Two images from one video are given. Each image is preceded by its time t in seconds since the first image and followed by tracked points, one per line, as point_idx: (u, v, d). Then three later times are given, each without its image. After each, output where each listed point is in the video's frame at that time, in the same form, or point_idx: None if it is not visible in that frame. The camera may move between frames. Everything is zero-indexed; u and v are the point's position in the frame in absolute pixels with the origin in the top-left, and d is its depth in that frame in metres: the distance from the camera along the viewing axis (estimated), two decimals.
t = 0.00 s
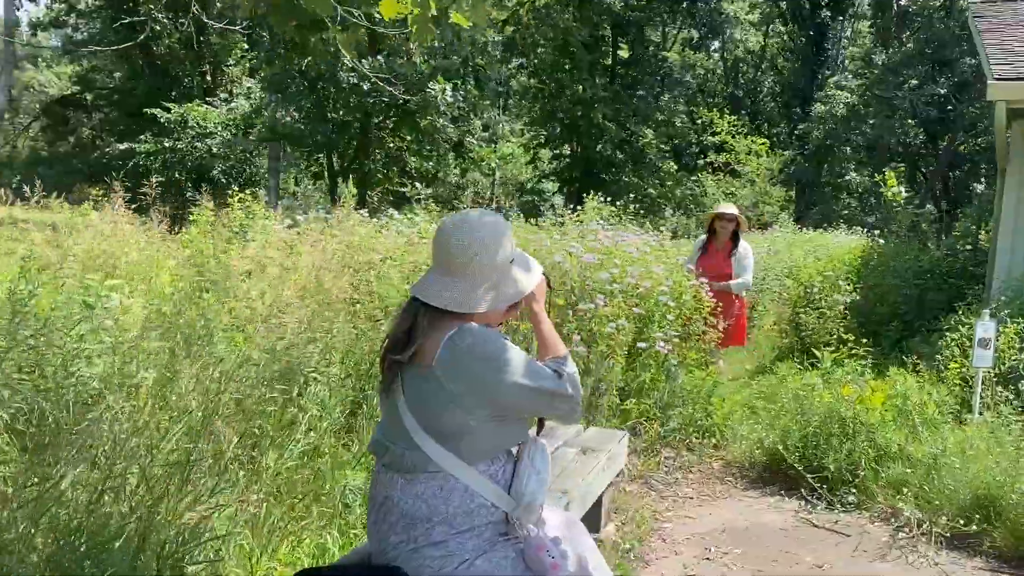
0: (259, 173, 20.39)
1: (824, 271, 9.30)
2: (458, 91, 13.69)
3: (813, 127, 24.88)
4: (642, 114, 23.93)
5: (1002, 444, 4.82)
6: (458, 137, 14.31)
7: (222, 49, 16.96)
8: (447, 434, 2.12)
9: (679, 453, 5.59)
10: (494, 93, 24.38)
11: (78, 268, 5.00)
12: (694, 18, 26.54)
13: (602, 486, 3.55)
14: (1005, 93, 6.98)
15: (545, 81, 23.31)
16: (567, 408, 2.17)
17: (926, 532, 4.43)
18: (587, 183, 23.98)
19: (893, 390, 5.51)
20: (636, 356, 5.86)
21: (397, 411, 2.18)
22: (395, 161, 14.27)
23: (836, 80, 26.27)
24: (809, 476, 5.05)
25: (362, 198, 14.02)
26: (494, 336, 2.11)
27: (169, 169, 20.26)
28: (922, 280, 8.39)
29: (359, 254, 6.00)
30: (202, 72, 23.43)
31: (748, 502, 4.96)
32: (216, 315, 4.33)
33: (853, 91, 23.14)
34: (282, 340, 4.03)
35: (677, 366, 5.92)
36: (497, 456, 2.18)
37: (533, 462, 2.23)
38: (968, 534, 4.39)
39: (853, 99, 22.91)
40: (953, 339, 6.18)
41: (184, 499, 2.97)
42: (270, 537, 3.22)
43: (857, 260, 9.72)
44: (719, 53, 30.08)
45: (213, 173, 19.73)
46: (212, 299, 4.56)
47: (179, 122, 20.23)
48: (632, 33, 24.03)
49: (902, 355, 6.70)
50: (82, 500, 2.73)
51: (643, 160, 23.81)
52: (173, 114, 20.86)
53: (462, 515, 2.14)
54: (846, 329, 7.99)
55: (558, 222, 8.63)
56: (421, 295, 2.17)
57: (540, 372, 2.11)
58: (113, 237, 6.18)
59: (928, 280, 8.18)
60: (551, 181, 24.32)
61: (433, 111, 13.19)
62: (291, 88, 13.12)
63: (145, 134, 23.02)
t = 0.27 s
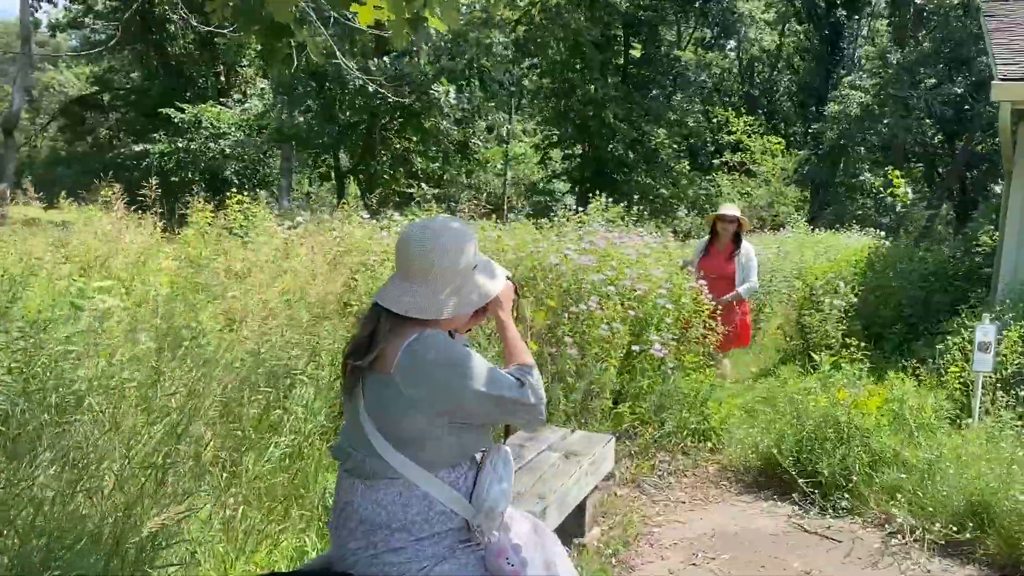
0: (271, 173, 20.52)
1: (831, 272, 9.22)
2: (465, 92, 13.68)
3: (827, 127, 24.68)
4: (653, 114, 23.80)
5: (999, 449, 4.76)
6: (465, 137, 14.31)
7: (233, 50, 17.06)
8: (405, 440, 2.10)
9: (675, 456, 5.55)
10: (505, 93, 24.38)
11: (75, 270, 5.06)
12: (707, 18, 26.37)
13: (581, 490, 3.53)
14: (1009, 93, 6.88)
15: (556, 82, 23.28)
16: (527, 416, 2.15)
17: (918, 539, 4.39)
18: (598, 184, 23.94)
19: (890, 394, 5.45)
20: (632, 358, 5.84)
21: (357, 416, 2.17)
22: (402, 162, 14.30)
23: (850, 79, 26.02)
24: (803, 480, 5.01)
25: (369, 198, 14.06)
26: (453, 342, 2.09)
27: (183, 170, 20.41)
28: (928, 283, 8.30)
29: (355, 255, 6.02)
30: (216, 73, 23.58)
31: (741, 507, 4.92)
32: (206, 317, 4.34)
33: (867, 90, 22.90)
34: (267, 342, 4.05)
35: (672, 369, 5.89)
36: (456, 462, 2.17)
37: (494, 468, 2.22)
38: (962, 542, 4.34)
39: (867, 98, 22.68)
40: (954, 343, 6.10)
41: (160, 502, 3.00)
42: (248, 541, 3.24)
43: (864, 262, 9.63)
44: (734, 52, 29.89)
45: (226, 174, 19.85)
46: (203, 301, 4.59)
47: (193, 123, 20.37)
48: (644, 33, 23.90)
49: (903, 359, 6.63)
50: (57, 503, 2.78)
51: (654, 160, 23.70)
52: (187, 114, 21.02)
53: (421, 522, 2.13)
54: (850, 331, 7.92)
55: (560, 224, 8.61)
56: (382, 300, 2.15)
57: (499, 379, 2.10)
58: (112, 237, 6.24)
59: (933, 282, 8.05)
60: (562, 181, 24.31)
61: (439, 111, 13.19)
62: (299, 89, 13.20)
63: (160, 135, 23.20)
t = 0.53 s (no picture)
0: (284, 175, 20.63)
1: (840, 274, 9.14)
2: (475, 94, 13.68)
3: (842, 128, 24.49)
4: (666, 115, 23.70)
5: (1004, 455, 4.70)
6: (475, 138, 14.32)
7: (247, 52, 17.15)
8: (381, 444, 2.09)
9: (678, 460, 5.52)
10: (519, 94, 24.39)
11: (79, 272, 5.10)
12: (721, 19, 26.26)
13: (575, 493, 3.51)
14: (1018, 95, 6.79)
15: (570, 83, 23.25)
16: (505, 421, 2.14)
17: (921, 545, 4.34)
18: (611, 185, 23.90)
19: (895, 399, 5.40)
20: (635, 360, 5.83)
21: (335, 419, 2.16)
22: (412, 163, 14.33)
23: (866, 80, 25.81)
24: (805, 486, 4.96)
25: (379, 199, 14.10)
26: (430, 347, 2.07)
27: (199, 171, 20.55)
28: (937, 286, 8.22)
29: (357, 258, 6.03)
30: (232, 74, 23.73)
31: (742, 512, 4.88)
32: (205, 317, 4.38)
33: (883, 91, 22.70)
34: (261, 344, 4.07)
35: (675, 373, 5.86)
36: (433, 467, 2.15)
37: (473, 474, 2.22)
38: (965, 549, 4.27)
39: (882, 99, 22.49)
40: (962, 347, 6.04)
41: (147, 504, 3.01)
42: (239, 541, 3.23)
43: (874, 264, 9.55)
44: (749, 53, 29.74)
45: (241, 175, 19.96)
46: (203, 302, 4.63)
47: (208, 124, 20.50)
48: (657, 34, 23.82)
49: (911, 363, 6.57)
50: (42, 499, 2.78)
51: (669, 161, 23.63)
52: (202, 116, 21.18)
53: (397, 527, 2.12)
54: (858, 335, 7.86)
55: (568, 226, 8.60)
56: (360, 304, 2.13)
57: (476, 384, 2.08)
58: (119, 237, 6.30)
59: (943, 285, 7.97)
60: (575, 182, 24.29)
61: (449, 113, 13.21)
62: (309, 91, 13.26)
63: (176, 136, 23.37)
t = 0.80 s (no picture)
0: (299, 177, 20.74)
1: (853, 276, 9.05)
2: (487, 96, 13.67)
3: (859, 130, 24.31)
4: (681, 117, 23.60)
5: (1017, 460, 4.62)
6: (487, 139, 14.32)
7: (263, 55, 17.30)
8: (367, 448, 2.07)
9: (685, 464, 5.46)
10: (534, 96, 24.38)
11: (91, 274, 5.16)
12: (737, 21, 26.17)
13: (574, 498, 3.48)
14: None
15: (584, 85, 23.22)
16: (493, 425, 2.11)
17: (930, 552, 4.27)
18: (625, 187, 23.84)
19: (906, 404, 5.34)
20: (643, 362, 5.77)
21: (321, 423, 2.14)
22: (424, 165, 14.35)
23: (883, 82, 25.62)
24: (813, 491, 4.89)
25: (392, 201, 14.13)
26: (416, 350, 2.05)
27: (217, 173, 20.70)
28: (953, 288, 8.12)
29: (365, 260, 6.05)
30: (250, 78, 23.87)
31: (749, 517, 4.82)
32: (207, 314, 4.37)
33: (900, 92, 22.53)
34: (264, 343, 4.07)
35: (682, 376, 5.79)
36: (420, 471, 2.14)
37: (461, 477, 2.20)
38: (974, 558, 4.19)
39: (899, 100, 22.30)
40: (977, 351, 5.96)
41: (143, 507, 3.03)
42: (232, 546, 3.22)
43: (889, 265, 9.45)
44: (766, 55, 29.67)
45: (258, 178, 20.09)
46: (208, 299, 4.62)
47: (226, 127, 20.67)
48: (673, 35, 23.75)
49: (924, 368, 6.49)
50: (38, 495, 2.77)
51: (685, 164, 23.58)
52: (219, 118, 21.32)
53: (385, 531, 2.10)
54: (872, 339, 7.79)
55: (580, 228, 8.60)
56: (348, 304, 2.11)
57: (464, 388, 2.06)
58: (129, 237, 6.33)
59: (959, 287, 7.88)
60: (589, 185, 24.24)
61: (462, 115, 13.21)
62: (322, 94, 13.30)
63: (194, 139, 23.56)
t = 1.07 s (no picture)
0: (311, 176, 20.73)
1: (866, 276, 8.87)
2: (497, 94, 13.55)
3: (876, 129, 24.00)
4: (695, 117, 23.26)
5: None
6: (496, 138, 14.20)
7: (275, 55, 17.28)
8: (333, 454, 1.96)
9: (690, 468, 5.32)
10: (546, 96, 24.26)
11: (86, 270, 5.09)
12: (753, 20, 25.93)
13: (568, 504, 3.34)
14: None
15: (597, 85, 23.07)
16: (468, 430, 1.99)
17: (942, 563, 4.11)
18: (638, 187, 23.68)
19: (919, 408, 5.16)
20: (647, 364, 5.62)
21: (286, 427, 2.02)
22: (433, 164, 14.26)
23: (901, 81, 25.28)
24: (820, 498, 4.74)
25: (401, 200, 14.06)
26: (384, 352, 1.93)
27: (230, 173, 20.69)
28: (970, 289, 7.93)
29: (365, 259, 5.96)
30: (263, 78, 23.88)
31: (754, 525, 4.68)
32: (197, 311, 4.27)
33: (918, 91, 22.18)
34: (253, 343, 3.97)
35: (688, 379, 5.64)
36: (392, 479, 2.02)
37: (436, 485, 2.08)
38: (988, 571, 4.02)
39: (917, 100, 21.96)
40: (993, 354, 5.78)
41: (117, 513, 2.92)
42: (208, 555, 3.13)
43: (904, 265, 9.27)
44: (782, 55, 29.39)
45: (271, 177, 20.01)
46: (199, 296, 4.53)
47: (239, 127, 20.67)
48: (687, 35, 23.53)
49: (937, 371, 6.31)
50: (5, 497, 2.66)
51: (699, 164, 23.39)
52: (231, 118, 21.34)
53: (353, 542, 1.98)
54: (885, 341, 7.62)
55: (588, 228, 8.47)
56: (316, 302, 1.99)
57: (436, 392, 1.93)
58: (128, 235, 6.28)
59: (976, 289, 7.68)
60: (602, 185, 24.11)
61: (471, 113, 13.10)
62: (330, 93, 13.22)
63: (207, 138, 23.60)
